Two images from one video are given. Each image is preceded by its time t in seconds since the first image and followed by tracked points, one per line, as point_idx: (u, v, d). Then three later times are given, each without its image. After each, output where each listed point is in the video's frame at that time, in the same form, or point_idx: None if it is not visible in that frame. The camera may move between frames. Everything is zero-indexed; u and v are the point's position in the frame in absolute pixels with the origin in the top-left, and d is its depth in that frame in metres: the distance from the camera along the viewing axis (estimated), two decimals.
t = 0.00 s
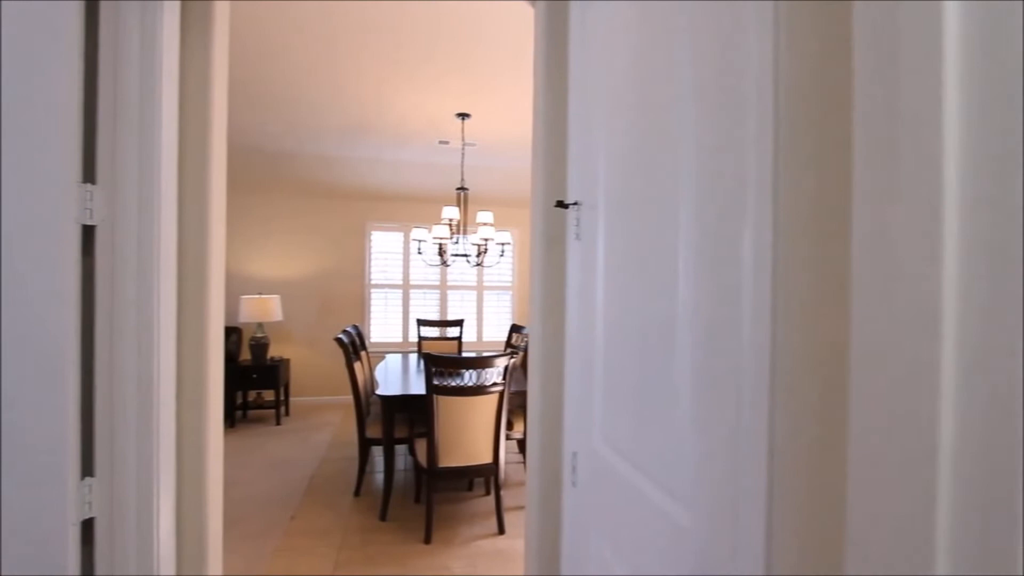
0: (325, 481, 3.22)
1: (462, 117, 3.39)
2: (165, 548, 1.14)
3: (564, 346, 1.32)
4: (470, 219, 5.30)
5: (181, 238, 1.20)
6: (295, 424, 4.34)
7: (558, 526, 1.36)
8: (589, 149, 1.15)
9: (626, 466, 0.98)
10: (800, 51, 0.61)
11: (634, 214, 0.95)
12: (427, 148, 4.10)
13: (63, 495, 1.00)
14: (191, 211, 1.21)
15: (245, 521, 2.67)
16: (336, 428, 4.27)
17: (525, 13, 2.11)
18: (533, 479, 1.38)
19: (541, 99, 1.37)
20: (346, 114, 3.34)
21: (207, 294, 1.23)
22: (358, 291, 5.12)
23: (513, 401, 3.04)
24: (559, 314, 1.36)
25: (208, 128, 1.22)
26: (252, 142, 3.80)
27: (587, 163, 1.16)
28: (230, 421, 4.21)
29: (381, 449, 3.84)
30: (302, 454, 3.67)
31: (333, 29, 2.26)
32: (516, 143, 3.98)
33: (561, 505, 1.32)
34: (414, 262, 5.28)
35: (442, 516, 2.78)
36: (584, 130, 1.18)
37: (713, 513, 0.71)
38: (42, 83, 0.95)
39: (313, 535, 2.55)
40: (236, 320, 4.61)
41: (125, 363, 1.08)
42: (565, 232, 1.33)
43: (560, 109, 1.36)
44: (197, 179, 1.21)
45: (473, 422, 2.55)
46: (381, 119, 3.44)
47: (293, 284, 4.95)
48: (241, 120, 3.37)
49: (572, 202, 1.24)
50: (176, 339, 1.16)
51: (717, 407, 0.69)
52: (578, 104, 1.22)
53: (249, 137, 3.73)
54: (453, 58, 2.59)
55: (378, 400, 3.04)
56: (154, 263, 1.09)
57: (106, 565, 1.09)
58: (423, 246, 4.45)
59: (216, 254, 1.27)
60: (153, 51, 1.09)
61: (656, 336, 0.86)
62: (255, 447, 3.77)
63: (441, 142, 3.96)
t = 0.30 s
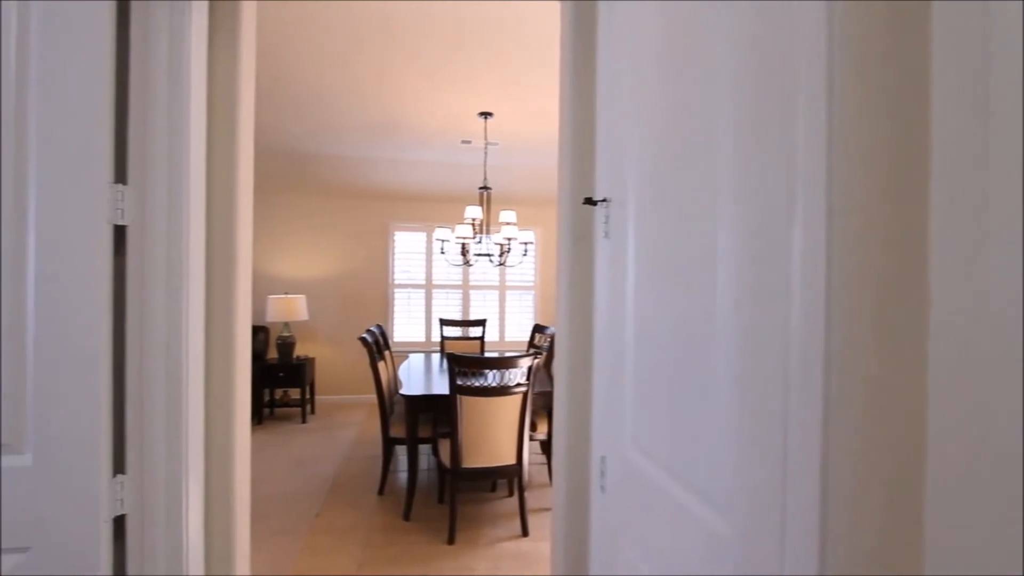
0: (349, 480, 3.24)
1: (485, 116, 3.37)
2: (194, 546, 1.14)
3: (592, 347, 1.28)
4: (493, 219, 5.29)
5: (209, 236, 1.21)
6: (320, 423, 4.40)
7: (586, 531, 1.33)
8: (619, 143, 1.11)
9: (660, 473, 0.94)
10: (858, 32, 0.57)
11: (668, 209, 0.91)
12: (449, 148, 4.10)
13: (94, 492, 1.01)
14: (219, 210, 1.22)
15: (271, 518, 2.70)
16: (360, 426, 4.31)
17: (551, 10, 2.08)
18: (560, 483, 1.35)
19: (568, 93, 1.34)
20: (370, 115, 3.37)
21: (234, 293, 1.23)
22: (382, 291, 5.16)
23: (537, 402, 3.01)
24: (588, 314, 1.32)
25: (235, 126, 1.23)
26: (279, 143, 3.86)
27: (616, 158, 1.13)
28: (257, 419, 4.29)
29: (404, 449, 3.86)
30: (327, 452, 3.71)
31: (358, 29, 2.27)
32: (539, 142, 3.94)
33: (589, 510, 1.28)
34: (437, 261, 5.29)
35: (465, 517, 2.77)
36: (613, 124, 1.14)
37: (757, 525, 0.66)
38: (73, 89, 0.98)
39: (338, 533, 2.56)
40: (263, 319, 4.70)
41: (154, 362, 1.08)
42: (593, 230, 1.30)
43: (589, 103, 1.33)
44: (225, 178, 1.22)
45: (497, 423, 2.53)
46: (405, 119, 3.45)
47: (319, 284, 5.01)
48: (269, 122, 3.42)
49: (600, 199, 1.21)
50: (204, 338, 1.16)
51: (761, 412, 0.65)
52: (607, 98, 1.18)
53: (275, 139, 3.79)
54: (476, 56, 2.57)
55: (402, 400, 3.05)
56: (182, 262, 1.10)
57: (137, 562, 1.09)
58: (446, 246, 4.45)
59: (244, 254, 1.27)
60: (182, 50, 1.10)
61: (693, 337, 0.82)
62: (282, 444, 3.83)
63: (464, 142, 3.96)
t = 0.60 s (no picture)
0: (374, 479, 3.27)
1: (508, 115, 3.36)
2: (223, 546, 1.15)
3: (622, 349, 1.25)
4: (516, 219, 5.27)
5: (238, 238, 1.21)
6: (346, 422, 4.45)
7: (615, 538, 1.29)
8: (651, 138, 1.08)
9: (697, 482, 0.90)
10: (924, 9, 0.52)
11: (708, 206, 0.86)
12: (472, 149, 4.10)
13: (127, 490, 1.02)
14: (248, 211, 1.22)
15: (298, 516, 2.74)
16: (385, 426, 4.34)
17: (577, 6, 2.04)
18: (588, 488, 1.31)
19: (596, 88, 1.30)
20: (394, 116, 3.39)
21: (263, 293, 1.23)
22: (406, 291, 5.19)
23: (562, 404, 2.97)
24: (617, 315, 1.29)
25: (264, 126, 1.23)
26: (306, 146, 3.92)
27: (647, 154, 1.09)
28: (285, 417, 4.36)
29: (428, 449, 3.87)
30: (353, 451, 3.75)
31: (384, 30, 2.28)
32: (562, 141, 3.91)
33: (619, 518, 1.24)
34: (460, 262, 5.30)
35: (490, 519, 2.75)
36: (644, 119, 1.11)
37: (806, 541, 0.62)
38: (108, 95, 1.01)
39: (363, 533, 2.58)
40: (290, 319, 4.78)
41: (185, 362, 1.10)
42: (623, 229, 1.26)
43: (618, 96, 1.29)
44: (254, 178, 1.23)
45: (521, 425, 2.51)
46: (428, 120, 3.46)
47: (344, 285, 5.08)
48: (296, 125, 3.48)
49: (630, 197, 1.17)
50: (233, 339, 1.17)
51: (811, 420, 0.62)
52: (637, 93, 1.15)
53: (302, 142, 3.86)
54: (500, 55, 2.56)
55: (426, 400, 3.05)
56: (212, 263, 1.11)
57: (169, 560, 1.11)
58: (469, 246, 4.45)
59: (272, 255, 1.28)
60: (211, 50, 1.11)
61: (733, 340, 0.78)
62: (309, 443, 3.88)
63: (486, 142, 3.95)
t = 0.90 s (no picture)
0: (401, 479, 3.29)
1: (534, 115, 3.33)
2: (257, 547, 1.16)
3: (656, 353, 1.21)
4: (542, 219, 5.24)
5: (270, 238, 1.22)
6: (373, 421, 4.49)
7: (650, 546, 1.25)
8: (689, 132, 1.04)
9: (741, 493, 0.86)
10: None
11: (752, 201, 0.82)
12: (498, 149, 4.09)
13: (164, 488, 1.04)
14: (281, 214, 1.23)
15: (328, 514, 2.77)
16: (411, 426, 4.36)
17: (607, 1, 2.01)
18: (621, 496, 1.27)
19: (629, 81, 1.26)
20: (421, 118, 3.41)
21: (295, 294, 1.24)
22: (432, 292, 5.21)
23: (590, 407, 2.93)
24: (652, 318, 1.25)
25: (296, 127, 1.24)
26: (335, 148, 3.98)
27: (685, 150, 1.05)
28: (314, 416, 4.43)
29: (454, 450, 3.87)
30: (380, 450, 3.78)
31: (412, 30, 2.29)
32: (589, 140, 3.87)
33: (654, 527, 1.20)
34: (486, 262, 5.30)
35: (517, 521, 2.73)
36: (681, 113, 1.07)
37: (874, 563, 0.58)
38: (147, 100, 1.03)
39: (391, 532, 2.59)
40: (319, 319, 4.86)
41: (220, 363, 1.11)
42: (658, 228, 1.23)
43: (652, 90, 1.25)
44: (287, 179, 1.23)
45: (549, 427, 2.48)
46: (455, 121, 3.47)
47: (371, 285, 5.14)
48: (325, 128, 3.53)
49: (666, 196, 1.13)
50: (265, 342, 1.18)
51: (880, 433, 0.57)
52: (674, 86, 1.11)
53: (331, 145, 3.92)
54: (526, 54, 2.54)
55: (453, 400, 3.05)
56: (246, 264, 1.11)
57: (205, 559, 1.12)
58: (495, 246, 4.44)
59: (304, 258, 1.28)
60: (245, 52, 1.12)
61: (784, 346, 0.74)
62: (337, 442, 3.94)
63: (512, 143, 3.94)
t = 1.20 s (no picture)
0: (428, 478, 3.29)
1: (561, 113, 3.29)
2: (290, 544, 1.16)
3: (693, 355, 1.16)
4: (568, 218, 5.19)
5: (303, 238, 1.23)
6: (400, 420, 4.53)
7: (686, 554, 1.21)
8: (732, 123, 1.00)
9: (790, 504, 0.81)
10: None
11: (812, 194, 0.78)
12: (524, 148, 4.06)
13: (200, 485, 1.05)
14: (314, 214, 1.24)
15: (356, 512, 2.80)
16: (437, 425, 4.38)
17: None
18: (656, 502, 1.23)
19: (664, 73, 1.22)
20: (447, 118, 3.41)
21: (327, 293, 1.24)
22: (458, 292, 5.22)
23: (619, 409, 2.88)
24: (688, 318, 1.20)
25: (328, 126, 1.25)
26: (363, 150, 4.03)
27: (726, 143, 1.01)
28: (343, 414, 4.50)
29: (480, 450, 3.86)
30: (407, 450, 3.79)
31: (441, 28, 2.29)
32: (616, 137, 3.80)
33: (691, 535, 1.16)
34: (512, 262, 5.28)
35: (544, 523, 2.70)
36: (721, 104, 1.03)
37: None
38: (184, 102, 1.05)
39: (419, 532, 2.60)
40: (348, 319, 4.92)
41: (255, 363, 1.12)
42: (694, 225, 1.18)
43: (688, 81, 1.21)
44: (319, 178, 1.24)
45: (577, 429, 2.44)
46: (481, 120, 3.46)
47: (398, 285, 5.18)
48: (353, 129, 3.58)
49: (704, 191, 1.09)
50: (297, 342, 1.18)
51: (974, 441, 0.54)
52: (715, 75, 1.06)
53: (359, 146, 3.96)
54: (553, 49, 2.50)
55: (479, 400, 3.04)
56: (280, 264, 1.12)
57: (240, 556, 1.13)
58: (522, 246, 4.42)
59: (335, 257, 1.28)
60: (279, 53, 1.12)
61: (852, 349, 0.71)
62: (365, 441, 3.98)
63: (538, 142, 3.90)
